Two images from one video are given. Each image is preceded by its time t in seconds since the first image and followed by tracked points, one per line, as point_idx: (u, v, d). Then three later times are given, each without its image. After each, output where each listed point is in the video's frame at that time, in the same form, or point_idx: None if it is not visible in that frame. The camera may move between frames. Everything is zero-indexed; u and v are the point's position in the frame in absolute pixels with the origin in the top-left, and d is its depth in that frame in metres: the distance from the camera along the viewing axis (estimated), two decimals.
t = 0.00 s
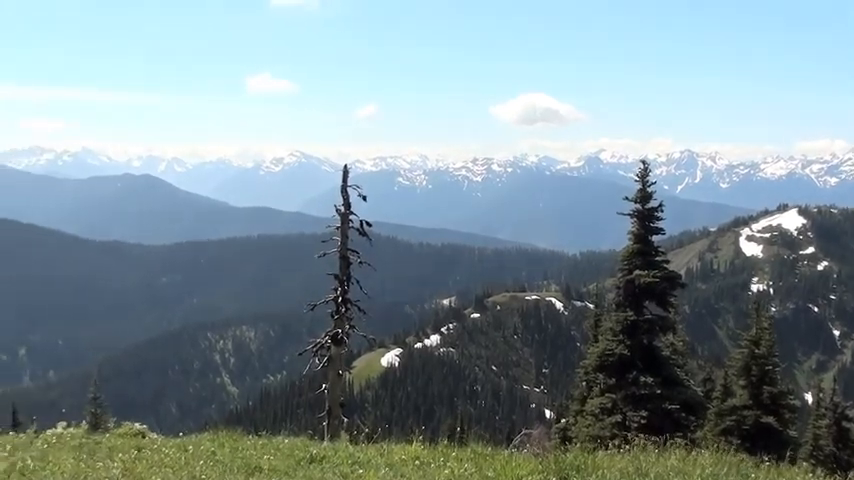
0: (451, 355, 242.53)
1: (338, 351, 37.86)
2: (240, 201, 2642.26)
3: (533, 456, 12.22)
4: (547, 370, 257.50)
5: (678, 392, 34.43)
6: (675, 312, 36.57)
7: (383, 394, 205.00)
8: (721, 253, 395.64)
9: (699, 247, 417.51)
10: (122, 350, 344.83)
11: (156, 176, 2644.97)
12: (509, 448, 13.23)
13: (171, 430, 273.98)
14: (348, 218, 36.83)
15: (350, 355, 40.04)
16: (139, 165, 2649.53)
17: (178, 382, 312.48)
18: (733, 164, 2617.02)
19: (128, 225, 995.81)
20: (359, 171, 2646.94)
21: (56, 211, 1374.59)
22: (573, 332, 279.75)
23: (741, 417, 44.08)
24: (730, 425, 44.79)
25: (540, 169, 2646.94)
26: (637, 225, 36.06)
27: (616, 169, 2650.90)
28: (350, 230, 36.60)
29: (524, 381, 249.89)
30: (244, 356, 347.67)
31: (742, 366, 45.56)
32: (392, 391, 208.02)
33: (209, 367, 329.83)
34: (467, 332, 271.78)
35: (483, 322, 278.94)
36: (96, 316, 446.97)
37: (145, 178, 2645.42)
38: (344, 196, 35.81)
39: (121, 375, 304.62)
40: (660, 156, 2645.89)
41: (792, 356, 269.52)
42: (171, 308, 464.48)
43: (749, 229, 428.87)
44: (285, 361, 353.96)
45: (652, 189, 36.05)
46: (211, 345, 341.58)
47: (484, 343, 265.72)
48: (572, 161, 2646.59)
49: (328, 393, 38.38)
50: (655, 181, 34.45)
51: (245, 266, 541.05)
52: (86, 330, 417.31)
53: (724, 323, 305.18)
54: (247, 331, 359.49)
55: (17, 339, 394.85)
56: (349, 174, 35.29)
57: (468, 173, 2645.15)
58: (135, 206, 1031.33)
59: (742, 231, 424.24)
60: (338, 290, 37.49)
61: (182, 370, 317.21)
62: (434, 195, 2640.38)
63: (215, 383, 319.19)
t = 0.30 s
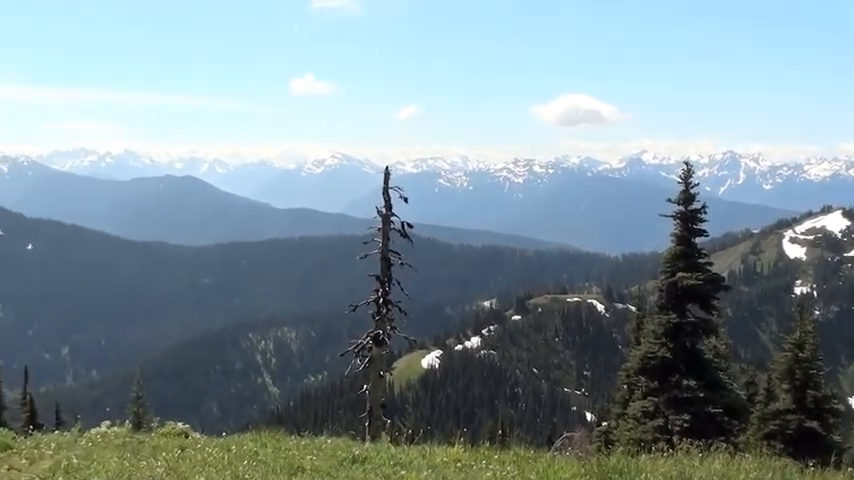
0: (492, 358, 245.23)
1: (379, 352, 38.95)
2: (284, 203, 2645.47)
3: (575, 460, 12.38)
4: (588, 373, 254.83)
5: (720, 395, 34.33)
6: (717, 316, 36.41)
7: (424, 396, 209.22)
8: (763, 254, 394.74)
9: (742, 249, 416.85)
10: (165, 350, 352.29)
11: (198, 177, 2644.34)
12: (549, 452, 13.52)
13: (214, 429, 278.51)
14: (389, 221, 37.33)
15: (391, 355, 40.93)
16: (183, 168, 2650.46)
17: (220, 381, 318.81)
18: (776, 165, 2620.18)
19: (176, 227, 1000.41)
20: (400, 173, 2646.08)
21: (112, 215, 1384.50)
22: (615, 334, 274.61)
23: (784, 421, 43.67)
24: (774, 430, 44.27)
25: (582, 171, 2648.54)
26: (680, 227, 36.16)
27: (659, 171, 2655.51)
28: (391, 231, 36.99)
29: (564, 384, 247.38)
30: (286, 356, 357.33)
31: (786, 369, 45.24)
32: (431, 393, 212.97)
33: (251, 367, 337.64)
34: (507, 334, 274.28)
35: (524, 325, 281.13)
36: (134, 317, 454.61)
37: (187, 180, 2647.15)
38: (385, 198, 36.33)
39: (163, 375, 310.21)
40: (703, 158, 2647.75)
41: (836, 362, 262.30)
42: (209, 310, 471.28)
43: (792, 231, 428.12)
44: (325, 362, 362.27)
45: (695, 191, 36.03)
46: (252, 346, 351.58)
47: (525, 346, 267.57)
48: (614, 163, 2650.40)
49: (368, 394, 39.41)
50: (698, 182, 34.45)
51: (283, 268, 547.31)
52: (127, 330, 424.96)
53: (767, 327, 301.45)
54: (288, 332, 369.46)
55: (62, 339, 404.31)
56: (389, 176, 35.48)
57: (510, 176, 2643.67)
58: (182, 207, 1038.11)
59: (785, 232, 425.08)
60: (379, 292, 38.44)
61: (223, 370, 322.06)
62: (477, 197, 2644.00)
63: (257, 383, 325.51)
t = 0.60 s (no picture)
0: (544, 360, 247.73)
1: (431, 353, 39.61)
2: (335, 203, 2646.57)
3: (629, 462, 12.93)
4: (640, 375, 254.20)
5: (775, 398, 35.35)
6: (773, 317, 37.39)
7: (475, 397, 211.28)
8: (819, 256, 392.20)
9: (797, 252, 413.93)
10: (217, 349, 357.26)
11: (251, 177, 2645.20)
12: (599, 455, 14.17)
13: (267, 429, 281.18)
14: (442, 220, 37.96)
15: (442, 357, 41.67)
16: (236, 169, 2648.88)
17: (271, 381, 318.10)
18: (832, 166, 2608.97)
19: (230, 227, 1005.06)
20: (453, 174, 2648.76)
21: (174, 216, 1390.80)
22: (667, 336, 273.27)
23: (840, 426, 41.91)
24: (829, 435, 42.93)
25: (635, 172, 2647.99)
26: (734, 230, 37.54)
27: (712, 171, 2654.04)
28: (444, 231, 37.72)
29: (617, 386, 247.61)
30: (338, 356, 360.61)
31: (840, 373, 44.61)
32: (483, 394, 213.33)
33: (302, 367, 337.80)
34: (559, 336, 276.62)
35: (576, 326, 283.07)
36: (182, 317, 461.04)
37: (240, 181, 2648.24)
38: (438, 199, 37.17)
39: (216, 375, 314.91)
40: (757, 159, 2646.75)
41: None
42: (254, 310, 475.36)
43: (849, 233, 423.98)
44: (377, 362, 363.42)
45: (750, 194, 37.29)
46: (304, 345, 353.33)
47: (577, 348, 268.47)
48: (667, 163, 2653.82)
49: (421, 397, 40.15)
50: (753, 183, 35.41)
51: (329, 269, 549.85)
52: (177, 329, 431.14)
53: (822, 329, 296.30)
54: (340, 332, 372.98)
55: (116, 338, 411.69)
56: (442, 176, 36.07)
57: (562, 176, 2650.73)
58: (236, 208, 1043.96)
59: (841, 235, 421.95)
60: (431, 293, 38.95)
61: (276, 370, 324.97)
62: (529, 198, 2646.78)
63: (309, 383, 326.39)
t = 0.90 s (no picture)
0: (597, 360, 250.86)
1: (486, 352, 40.35)
2: (388, 200, 2646.87)
3: (684, 463, 13.94)
4: (696, 375, 250.97)
5: (833, 402, 35.40)
6: (832, 319, 37.18)
7: (528, 397, 219.86)
8: None
9: None
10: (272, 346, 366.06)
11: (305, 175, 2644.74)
12: (653, 455, 14.96)
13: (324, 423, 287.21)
14: (497, 219, 38.57)
15: (498, 355, 42.12)
16: (292, 165, 2649.26)
17: (327, 377, 326.40)
18: None
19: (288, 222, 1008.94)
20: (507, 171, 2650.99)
21: (237, 213, 1401.03)
22: (723, 336, 267.14)
23: None
24: None
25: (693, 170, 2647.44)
26: (793, 228, 37.56)
27: (770, 171, 2652.96)
28: (499, 230, 38.48)
29: (672, 387, 247.67)
30: (392, 353, 367.43)
31: None
32: (537, 394, 222.27)
33: (356, 363, 345.52)
34: (614, 336, 277.21)
35: (632, 327, 281.84)
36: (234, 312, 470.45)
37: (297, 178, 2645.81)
38: (494, 198, 38.04)
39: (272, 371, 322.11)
40: (816, 158, 2647.81)
41: None
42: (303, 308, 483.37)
43: None
44: (432, 360, 370.23)
45: (810, 192, 37.25)
46: (360, 341, 360.46)
47: (632, 348, 268.57)
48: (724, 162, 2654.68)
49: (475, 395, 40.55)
50: (813, 183, 35.83)
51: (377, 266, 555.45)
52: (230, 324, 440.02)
53: None
54: (394, 329, 378.34)
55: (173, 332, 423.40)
56: (498, 173, 36.48)
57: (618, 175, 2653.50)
58: (295, 203, 1048.78)
59: None
60: (487, 291, 40.19)
61: (330, 366, 331.56)
62: (583, 197, 2647.10)
63: (363, 380, 334.60)
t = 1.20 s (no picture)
0: (657, 352, 244.91)
1: (544, 344, 40.67)
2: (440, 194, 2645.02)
3: (750, 457, 14.06)
4: (755, 368, 255.36)
5: None
6: None
7: (587, 389, 220.03)
8: None
9: None
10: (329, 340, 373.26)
11: (362, 170, 2641.75)
12: (714, 448, 14.79)
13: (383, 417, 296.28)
14: (554, 210, 38.83)
15: (556, 350, 42.29)
16: (348, 161, 2648.17)
17: (384, 371, 334.84)
18: None
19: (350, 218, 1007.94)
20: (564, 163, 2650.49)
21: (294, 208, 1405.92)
22: (782, 327, 269.41)
23: None
24: None
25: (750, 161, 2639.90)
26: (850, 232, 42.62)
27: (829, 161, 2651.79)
28: (557, 221, 38.63)
29: (731, 379, 250.04)
30: (448, 347, 373.32)
31: None
32: (596, 386, 221.70)
33: (412, 357, 353.83)
34: (673, 328, 276.54)
35: (690, 318, 280.31)
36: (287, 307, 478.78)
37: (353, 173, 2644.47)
38: (551, 191, 38.21)
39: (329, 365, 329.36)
40: None
41: None
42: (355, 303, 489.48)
43: None
44: (488, 354, 374.88)
45: None
46: (416, 336, 367.73)
47: (691, 339, 268.13)
48: (782, 152, 2651.68)
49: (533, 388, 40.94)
50: None
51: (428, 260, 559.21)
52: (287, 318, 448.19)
53: None
54: (451, 323, 383.90)
55: (231, 327, 434.42)
56: (555, 165, 36.42)
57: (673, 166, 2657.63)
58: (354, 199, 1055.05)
59: None
60: (545, 284, 40.17)
61: (388, 359, 340.23)
62: (638, 190, 2638.52)
63: (419, 374, 342.27)
